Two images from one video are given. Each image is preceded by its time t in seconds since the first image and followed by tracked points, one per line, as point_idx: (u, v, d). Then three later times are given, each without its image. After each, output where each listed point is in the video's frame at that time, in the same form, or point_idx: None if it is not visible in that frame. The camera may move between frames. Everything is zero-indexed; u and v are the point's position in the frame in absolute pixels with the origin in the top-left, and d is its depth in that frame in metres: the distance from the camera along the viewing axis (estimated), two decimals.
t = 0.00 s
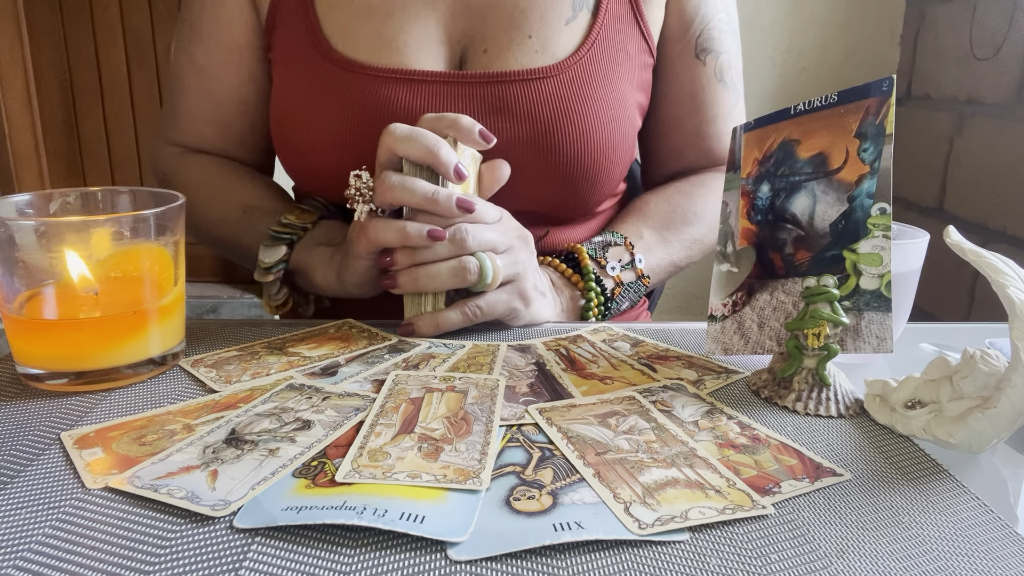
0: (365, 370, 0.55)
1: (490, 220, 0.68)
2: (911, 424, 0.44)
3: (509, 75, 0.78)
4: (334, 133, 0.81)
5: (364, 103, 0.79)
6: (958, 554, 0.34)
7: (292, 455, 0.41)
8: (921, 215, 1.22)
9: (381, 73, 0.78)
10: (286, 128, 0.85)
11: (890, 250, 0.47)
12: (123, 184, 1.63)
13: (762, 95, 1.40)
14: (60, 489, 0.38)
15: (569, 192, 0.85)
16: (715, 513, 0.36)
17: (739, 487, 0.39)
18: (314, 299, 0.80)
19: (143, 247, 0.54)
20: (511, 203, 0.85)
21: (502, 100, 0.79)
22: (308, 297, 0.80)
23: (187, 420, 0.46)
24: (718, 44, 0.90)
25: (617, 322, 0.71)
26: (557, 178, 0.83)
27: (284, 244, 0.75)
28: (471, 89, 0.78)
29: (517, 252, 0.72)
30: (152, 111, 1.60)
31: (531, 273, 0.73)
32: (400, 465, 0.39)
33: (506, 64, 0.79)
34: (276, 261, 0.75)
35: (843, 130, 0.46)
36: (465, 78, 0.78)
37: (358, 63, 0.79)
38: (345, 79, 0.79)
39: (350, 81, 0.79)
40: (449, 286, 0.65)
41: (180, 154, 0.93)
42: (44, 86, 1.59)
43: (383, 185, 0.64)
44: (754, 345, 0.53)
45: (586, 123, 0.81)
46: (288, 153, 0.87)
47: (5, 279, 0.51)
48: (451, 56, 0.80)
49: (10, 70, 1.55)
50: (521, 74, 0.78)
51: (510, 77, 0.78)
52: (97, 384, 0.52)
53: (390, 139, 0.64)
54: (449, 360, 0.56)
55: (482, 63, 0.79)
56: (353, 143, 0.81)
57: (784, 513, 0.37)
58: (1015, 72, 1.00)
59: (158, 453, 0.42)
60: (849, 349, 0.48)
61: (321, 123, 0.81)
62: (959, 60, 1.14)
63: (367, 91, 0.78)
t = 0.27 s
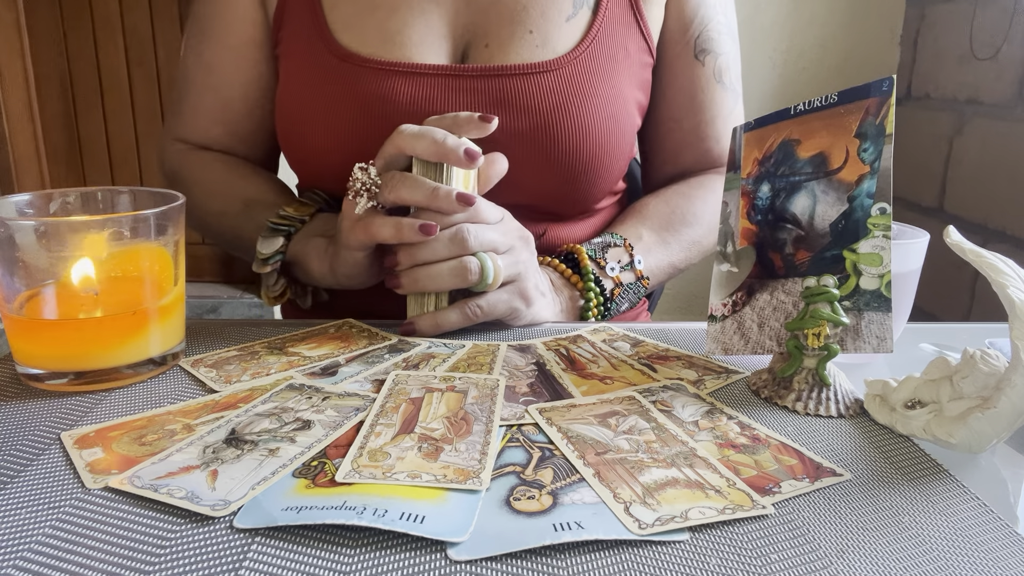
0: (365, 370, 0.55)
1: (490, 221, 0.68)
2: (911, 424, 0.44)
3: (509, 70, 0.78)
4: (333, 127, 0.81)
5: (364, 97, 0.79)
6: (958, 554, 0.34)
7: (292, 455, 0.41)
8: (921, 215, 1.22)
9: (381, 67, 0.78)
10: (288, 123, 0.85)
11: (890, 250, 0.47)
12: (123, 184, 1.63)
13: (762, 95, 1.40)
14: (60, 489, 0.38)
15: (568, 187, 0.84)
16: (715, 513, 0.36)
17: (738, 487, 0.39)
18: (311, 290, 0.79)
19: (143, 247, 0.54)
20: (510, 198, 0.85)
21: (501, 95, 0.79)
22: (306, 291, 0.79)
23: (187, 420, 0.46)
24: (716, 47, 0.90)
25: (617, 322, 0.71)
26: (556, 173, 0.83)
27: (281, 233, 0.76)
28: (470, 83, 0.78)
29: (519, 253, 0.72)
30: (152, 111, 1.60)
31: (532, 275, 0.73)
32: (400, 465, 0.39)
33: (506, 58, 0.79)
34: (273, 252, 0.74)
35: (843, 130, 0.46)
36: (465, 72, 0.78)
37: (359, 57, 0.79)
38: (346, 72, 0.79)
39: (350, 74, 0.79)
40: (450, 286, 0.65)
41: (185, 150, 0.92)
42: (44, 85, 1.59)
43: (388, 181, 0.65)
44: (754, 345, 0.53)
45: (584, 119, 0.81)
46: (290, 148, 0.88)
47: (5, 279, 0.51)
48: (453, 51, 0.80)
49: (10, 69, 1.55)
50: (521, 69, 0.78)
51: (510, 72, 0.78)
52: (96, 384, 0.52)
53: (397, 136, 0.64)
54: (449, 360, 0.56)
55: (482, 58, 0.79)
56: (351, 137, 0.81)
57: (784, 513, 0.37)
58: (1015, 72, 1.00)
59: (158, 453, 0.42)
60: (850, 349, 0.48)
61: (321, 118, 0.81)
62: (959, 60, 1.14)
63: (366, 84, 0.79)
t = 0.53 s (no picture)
0: (365, 370, 0.55)
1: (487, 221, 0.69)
2: (911, 424, 0.44)
3: (513, 69, 0.78)
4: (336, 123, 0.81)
5: (366, 95, 0.79)
6: (958, 554, 0.34)
7: (292, 455, 0.41)
8: (921, 215, 1.22)
9: (385, 64, 0.78)
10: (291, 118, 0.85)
11: (890, 250, 0.48)
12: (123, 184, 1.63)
13: (762, 95, 1.40)
14: (60, 489, 0.38)
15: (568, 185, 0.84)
16: (715, 513, 0.36)
17: (739, 488, 0.39)
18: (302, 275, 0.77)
19: (142, 247, 0.54)
20: (510, 196, 0.85)
21: (503, 94, 0.79)
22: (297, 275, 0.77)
23: (187, 420, 0.46)
24: (717, 52, 0.91)
25: (617, 322, 0.71)
26: (556, 171, 0.83)
27: (273, 219, 0.76)
28: (473, 81, 0.78)
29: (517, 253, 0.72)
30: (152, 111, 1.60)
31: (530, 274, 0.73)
32: (400, 465, 0.39)
33: (510, 57, 0.79)
34: (264, 236, 0.74)
35: (843, 131, 0.47)
36: (469, 69, 0.78)
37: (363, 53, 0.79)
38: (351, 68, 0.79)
39: (355, 70, 0.79)
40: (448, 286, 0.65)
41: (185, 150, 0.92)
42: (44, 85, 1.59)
43: (386, 181, 0.63)
44: (754, 345, 0.53)
45: (586, 119, 0.81)
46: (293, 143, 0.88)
47: (5, 279, 0.51)
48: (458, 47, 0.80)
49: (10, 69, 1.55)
50: (525, 68, 0.78)
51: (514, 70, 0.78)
52: (96, 384, 0.52)
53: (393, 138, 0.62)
54: (449, 360, 0.56)
55: (486, 56, 0.79)
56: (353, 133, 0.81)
57: (784, 513, 0.37)
58: (1015, 72, 1.00)
59: (159, 453, 0.42)
60: (850, 349, 0.49)
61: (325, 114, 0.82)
62: (960, 60, 1.14)
63: (370, 80, 0.79)
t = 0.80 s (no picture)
0: (365, 370, 0.55)
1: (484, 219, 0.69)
2: (911, 424, 0.44)
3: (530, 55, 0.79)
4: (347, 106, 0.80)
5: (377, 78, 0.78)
6: (959, 554, 0.34)
7: (292, 455, 0.41)
8: (921, 215, 1.22)
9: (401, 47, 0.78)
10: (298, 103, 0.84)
11: (890, 250, 0.48)
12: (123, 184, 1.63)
13: (762, 95, 1.40)
14: (60, 489, 0.38)
15: (577, 172, 0.83)
16: (715, 513, 0.36)
17: (738, 487, 0.39)
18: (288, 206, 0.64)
19: (142, 247, 0.54)
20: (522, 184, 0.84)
21: (518, 79, 0.79)
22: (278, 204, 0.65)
23: (187, 420, 0.46)
24: (726, 55, 0.91)
25: (617, 322, 0.71)
26: (567, 158, 0.82)
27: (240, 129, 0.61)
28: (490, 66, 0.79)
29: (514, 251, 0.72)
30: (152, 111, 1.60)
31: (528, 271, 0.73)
32: (400, 465, 0.39)
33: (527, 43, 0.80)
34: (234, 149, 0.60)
35: (842, 131, 0.47)
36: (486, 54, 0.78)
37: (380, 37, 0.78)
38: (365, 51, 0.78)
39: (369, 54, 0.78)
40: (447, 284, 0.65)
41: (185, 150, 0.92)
42: (44, 85, 1.59)
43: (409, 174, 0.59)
44: (754, 345, 0.53)
45: (602, 106, 0.82)
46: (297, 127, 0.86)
47: (5, 279, 0.51)
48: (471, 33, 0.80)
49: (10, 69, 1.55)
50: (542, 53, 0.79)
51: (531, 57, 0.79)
52: (96, 384, 0.52)
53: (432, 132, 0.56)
54: (449, 360, 0.56)
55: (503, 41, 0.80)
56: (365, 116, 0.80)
57: (784, 513, 0.37)
58: (1015, 72, 1.00)
59: (159, 453, 0.42)
60: (849, 349, 0.49)
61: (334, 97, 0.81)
62: (960, 60, 1.14)
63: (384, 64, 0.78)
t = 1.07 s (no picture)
0: (365, 370, 0.55)
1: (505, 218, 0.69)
2: (911, 424, 0.44)
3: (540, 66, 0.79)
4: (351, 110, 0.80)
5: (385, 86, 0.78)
6: (959, 554, 0.34)
7: (292, 455, 0.41)
8: (921, 215, 1.22)
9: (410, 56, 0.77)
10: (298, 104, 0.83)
11: (890, 250, 0.47)
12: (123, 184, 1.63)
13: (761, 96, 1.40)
14: (60, 489, 0.38)
15: (588, 181, 0.84)
16: (715, 513, 0.36)
17: (738, 487, 0.39)
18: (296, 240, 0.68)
19: (142, 247, 0.54)
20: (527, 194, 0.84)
21: (528, 89, 0.79)
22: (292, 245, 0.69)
23: (187, 420, 0.46)
24: (731, 60, 0.91)
25: (618, 322, 0.71)
26: (576, 167, 0.83)
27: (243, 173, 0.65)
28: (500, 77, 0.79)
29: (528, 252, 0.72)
30: (152, 111, 1.60)
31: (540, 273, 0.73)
32: (400, 465, 0.39)
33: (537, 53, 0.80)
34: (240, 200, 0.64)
35: (842, 130, 0.47)
36: (495, 64, 0.78)
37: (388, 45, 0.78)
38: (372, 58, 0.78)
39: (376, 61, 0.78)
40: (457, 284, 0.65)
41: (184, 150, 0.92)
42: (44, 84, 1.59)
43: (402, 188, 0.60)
44: (754, 345, 0.53)
45: (610, 119, 0.82)
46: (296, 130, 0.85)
47: (5, 279, 0.51)
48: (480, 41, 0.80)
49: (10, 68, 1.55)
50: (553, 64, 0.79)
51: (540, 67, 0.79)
52: (96, 384, 0.51)
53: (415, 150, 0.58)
54: (450, 360, 0.56)
55: (512, 51, 0.80)
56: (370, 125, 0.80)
57: (784, 513, 0.37)
58: (1014, 72, 1.00)
59: (158, 453, 0.42)
60: (849, 349, 0.49)
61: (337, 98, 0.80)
62: (959, 60, 1.14)
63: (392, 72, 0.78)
